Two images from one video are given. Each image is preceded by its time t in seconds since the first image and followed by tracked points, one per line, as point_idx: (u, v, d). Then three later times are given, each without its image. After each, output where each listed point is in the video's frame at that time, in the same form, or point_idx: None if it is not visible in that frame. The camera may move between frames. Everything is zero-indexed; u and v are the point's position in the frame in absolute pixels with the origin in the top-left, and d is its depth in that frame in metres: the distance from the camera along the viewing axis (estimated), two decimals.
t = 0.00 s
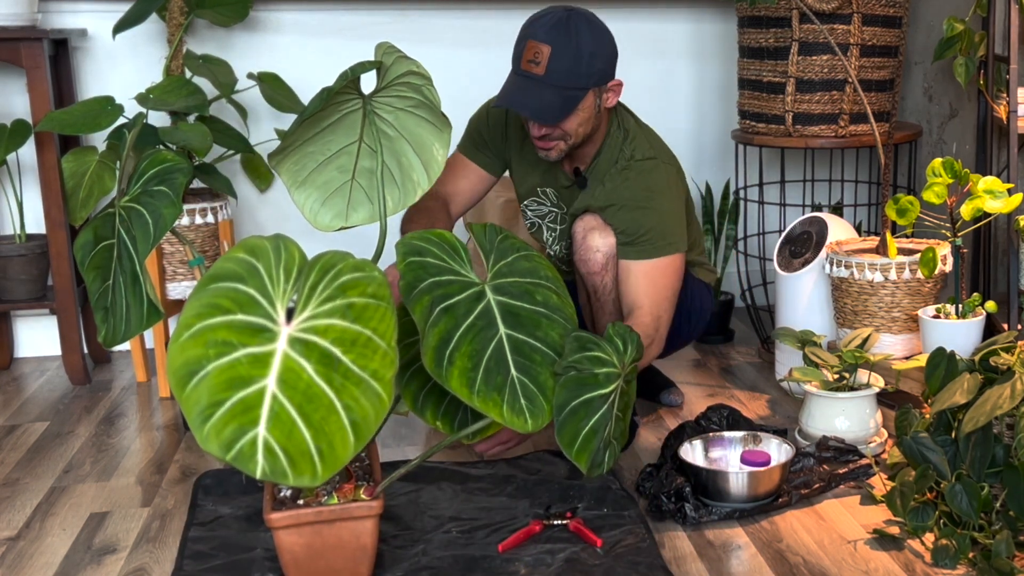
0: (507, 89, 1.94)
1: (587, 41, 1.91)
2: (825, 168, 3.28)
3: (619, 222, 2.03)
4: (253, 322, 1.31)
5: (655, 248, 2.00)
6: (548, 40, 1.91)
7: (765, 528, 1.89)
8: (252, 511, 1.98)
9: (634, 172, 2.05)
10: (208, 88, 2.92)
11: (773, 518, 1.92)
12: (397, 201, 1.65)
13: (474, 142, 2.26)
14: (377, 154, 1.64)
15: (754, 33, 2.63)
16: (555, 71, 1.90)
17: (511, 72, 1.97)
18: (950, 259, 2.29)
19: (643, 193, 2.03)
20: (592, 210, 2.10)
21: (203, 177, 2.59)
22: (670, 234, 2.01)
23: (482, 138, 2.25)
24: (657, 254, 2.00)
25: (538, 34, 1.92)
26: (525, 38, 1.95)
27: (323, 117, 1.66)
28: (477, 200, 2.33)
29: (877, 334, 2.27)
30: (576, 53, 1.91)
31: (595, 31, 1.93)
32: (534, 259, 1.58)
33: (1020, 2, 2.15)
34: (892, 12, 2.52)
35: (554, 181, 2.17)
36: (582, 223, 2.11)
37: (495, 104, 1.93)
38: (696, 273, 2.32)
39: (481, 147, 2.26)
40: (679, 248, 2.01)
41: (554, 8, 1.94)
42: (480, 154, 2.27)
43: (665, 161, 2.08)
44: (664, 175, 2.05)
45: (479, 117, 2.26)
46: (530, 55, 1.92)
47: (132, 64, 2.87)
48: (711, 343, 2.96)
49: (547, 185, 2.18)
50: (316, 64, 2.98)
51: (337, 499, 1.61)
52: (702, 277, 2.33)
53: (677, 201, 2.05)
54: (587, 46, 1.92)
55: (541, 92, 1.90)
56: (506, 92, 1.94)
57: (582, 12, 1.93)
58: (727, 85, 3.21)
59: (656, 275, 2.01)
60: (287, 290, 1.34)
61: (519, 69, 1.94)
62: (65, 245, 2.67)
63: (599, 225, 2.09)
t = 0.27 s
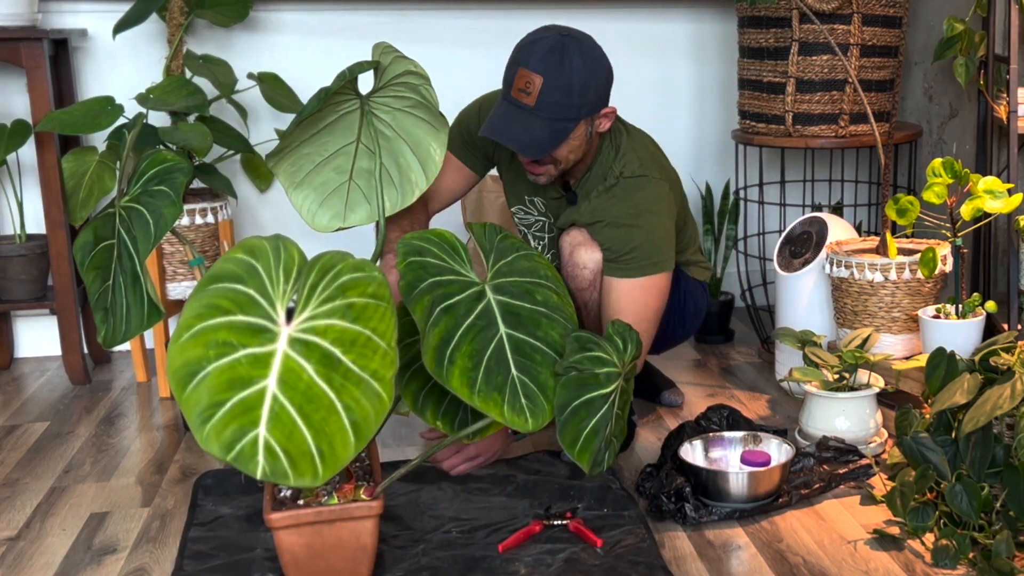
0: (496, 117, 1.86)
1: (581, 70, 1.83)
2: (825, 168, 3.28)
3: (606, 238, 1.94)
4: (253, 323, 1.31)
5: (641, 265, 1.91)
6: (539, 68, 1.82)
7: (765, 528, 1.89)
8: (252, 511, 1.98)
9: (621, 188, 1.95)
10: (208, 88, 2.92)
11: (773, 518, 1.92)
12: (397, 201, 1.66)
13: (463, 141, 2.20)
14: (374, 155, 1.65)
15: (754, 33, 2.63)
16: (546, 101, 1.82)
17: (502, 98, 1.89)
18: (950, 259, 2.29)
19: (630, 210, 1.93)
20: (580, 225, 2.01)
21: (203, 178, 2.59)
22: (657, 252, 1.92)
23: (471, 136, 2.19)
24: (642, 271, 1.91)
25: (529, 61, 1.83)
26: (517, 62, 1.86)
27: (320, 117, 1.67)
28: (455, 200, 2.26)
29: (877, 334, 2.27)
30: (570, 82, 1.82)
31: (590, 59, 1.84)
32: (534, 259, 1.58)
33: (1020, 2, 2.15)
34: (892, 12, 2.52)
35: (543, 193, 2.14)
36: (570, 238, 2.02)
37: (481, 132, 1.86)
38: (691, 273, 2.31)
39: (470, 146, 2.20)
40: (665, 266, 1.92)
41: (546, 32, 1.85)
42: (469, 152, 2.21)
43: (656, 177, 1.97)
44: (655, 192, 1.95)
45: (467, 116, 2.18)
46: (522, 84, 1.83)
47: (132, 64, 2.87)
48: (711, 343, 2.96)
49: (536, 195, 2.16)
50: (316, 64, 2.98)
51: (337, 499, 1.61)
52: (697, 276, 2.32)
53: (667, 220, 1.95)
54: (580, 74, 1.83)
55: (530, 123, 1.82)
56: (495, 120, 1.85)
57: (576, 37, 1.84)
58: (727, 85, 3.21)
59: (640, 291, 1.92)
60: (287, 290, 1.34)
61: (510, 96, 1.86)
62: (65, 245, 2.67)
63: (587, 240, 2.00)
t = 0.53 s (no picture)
0: (488, 132, 1.82)
1: (575, 87, 1.77)
2: (825, 168, 3.28)
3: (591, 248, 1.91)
4: (254, 323, 1.31)
5: (623, 276, 1.87)
6: (533, 85, 1.77)
7: (765, 528, 1.89)
8: (251, 511, 1.98)
9: (611, 199, 1.92)
10: (208, 88, 2.92)
11: (773, 518, 1.92)
12: (402, 200, 1.67)
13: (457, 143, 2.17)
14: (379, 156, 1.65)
15: (754, 33, 2.63)
16: (540, 119, 1.77)
17: (495, 112, 1.84)
18: (950, 259, 2.29)
19: (617, 220, 1.90)
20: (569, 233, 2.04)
21: (203, 178, 2.59)
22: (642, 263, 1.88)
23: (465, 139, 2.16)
24: (624, 282, 1.88)
25: (524, 76, 1.78)
26: (511, 77, 1.81)
27: (326, 117, 1.66)
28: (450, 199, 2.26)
29: (877, 334, 2.27)
30: (564, 99, 1.77)
31: (585, 75, 1.79)
32: (535, 259, 1.58)
33: (1020, 3, 2.15)
34: (892, 12, 2.52)
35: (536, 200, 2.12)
36: (560, 246, 2.04)
37: (473, 147, 1.81)
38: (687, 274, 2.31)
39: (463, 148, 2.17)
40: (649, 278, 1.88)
41: (542, 46, 1.79)
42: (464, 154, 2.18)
43: (649, 188, 1.93)
44: (645, 203, 1.90)
45: (461, 115, 2.13)
46: (515, 101, 1.78)
47: (132, 64, 2.87)
48: (711, 343, 2.96)
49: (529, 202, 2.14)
50: (315, 64, 2.97)
51: (337, 499, 1.61)
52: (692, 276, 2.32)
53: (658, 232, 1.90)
54: (576, 91, 1.77)
55: (523, 141, 1.77)
56: (486, 135, 1.81)
57: (572, 53, 1.78)
58: (727, 86, 3.21)
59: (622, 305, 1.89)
60: (287, 290, 1.34)
61: (503, 111, 1.81)
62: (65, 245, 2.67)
63: (576, 249, 2.02)
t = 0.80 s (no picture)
0: (480, 139, 1.81)
1: (568, 94, 1.76)
2: (825, 168, 3.28)
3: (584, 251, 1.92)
4: (253, 322, 1.31)
5: (613, 280, 1.88)
6: (526, 92, 1.76)
7: (765, 528, 1.89)
8: (251, 511, 1.98)
9: (604, 202, 1.92)
10: (208, 88, 2.92)
11: (773, 518, 1.92)
12: (396, 200, 1.68)
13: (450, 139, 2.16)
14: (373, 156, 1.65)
15: (754, 33, 2.63)
16: (533, 127, 1.76)
17: (488, 119, 1.83)
18: (950, 259, 2.29)
19: (610, 224, 1.90)
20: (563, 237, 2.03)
21: (203, 178, 2.59)
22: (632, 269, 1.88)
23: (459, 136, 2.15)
24: (615, 286, 1.88)
25: (517, 84, 1.77)
26: (504, 84, 1.80)
27: (318, 117, 1.66)
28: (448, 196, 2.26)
29: (877, 333, 2.27)
30: (557, 107, 1.76)
31: (578, 83, 1.78)
32: (535, 259, 1.58)
33: (1020, 2, 2.15)
34: (892, 12, 2.52)
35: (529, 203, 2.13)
36: (555, 250, 2.03)
37: (464, 154, 1.80)
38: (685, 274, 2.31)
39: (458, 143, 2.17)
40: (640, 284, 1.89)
41: (535, 53, 1.78)
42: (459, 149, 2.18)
43: (644, 193, 1.92)
44: (638, 207, 1.90)
45: (454, 117, 2.13)
46: (509, 109, 1.77)
47: (132, 64, 2.87)
48: (711, 343, 2.96)
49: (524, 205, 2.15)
50: (315, 64, 2.98)
51: (336, 499, 1.61)
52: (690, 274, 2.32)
53: (651, 237, 1.90)
54: (569, 99, 1.76)
55: (515, 148, 1.76)
56: (479, 143, 1.80)
57: (565, 60, 1.77)
58: (727, 86, 3.21)
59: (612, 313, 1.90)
60: (288, 290, 1.34)
61: (496, 119, 1.80)
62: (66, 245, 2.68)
63: (571, 253, 2.00)
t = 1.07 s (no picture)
0: (476, 146, 1.81)
1: (564, 103, 1.75)
2: (825, 168, 3.28)
3: (581, 254, 1.91)
4: (254, 323, 1.31)
5: (611, 283, 1.88)
6: (521, 100, 1.75)
7: (765, 528, 1.89)
8: (251, 511, 1.98)
9: (602, 206, 1.92)
10: (208, 88, 2.92)
11: (773, 518, 1.92)
12: (403, 200, 1.68)
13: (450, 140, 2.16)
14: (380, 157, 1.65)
15: (754, 33, 2.63)
16: (528, 136, 1.76)
17: (484, 126, 1.83)
18: (950, 259, 2.29)
19: (608, 227, 1.90)
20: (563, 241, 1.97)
21: (203, 178, 2.59)
22: (632, 272, 1.88)
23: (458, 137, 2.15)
24: (612, 289, 1.88)
25: (513, 91, 1.76)
26: (500, 91, 1.79)
27: (328, 117, 1.65)
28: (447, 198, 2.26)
29: (877, 333, 2.27)
30: (552, 116, 1.75)
31: (574, 90, 1.77)
32: (535, 259, 1.58)
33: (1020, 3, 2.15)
34: (892, 12, 2.52)
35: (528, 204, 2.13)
36: (553, 254, 1.98)
37: (460, 162, 1.81)
38: (684, 273, 2.31)
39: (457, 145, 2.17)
40: (640, 287, 1.89)
41: (531, 60, 1.77)
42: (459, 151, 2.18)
43: (641, 197, 1.93)
44: (637, 211, 1.91)
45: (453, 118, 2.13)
46: (504, 117, 1.77)
47: (132, 64, 2.87)
48: (711, 343, 2.96)
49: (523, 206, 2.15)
50: (315, 64, 2.97)
51: (336, 499, 1.61)
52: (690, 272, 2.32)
53: (649, 241, 1.91)
54: (564, 107, 1.75)
55: (510, 157, 1.77)
56: (475, 151, 1.80)
57: (562, 68, 1.76)
58: (727, 85, 3.21)
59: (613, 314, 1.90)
60: (288, 290, 1.34)
61: (492, 127, 1.80)
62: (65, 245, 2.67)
63: (570, 256, 1.95)
